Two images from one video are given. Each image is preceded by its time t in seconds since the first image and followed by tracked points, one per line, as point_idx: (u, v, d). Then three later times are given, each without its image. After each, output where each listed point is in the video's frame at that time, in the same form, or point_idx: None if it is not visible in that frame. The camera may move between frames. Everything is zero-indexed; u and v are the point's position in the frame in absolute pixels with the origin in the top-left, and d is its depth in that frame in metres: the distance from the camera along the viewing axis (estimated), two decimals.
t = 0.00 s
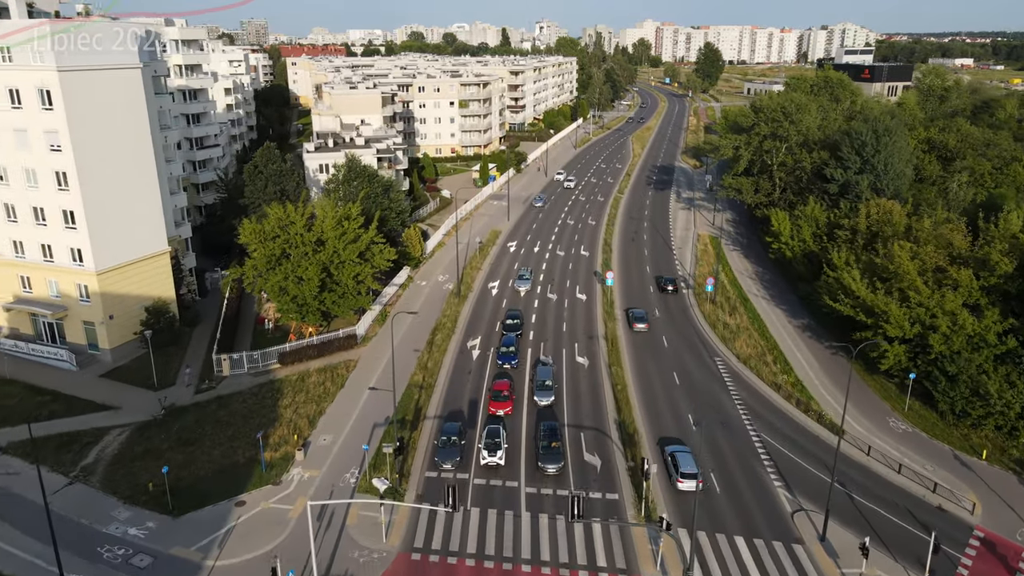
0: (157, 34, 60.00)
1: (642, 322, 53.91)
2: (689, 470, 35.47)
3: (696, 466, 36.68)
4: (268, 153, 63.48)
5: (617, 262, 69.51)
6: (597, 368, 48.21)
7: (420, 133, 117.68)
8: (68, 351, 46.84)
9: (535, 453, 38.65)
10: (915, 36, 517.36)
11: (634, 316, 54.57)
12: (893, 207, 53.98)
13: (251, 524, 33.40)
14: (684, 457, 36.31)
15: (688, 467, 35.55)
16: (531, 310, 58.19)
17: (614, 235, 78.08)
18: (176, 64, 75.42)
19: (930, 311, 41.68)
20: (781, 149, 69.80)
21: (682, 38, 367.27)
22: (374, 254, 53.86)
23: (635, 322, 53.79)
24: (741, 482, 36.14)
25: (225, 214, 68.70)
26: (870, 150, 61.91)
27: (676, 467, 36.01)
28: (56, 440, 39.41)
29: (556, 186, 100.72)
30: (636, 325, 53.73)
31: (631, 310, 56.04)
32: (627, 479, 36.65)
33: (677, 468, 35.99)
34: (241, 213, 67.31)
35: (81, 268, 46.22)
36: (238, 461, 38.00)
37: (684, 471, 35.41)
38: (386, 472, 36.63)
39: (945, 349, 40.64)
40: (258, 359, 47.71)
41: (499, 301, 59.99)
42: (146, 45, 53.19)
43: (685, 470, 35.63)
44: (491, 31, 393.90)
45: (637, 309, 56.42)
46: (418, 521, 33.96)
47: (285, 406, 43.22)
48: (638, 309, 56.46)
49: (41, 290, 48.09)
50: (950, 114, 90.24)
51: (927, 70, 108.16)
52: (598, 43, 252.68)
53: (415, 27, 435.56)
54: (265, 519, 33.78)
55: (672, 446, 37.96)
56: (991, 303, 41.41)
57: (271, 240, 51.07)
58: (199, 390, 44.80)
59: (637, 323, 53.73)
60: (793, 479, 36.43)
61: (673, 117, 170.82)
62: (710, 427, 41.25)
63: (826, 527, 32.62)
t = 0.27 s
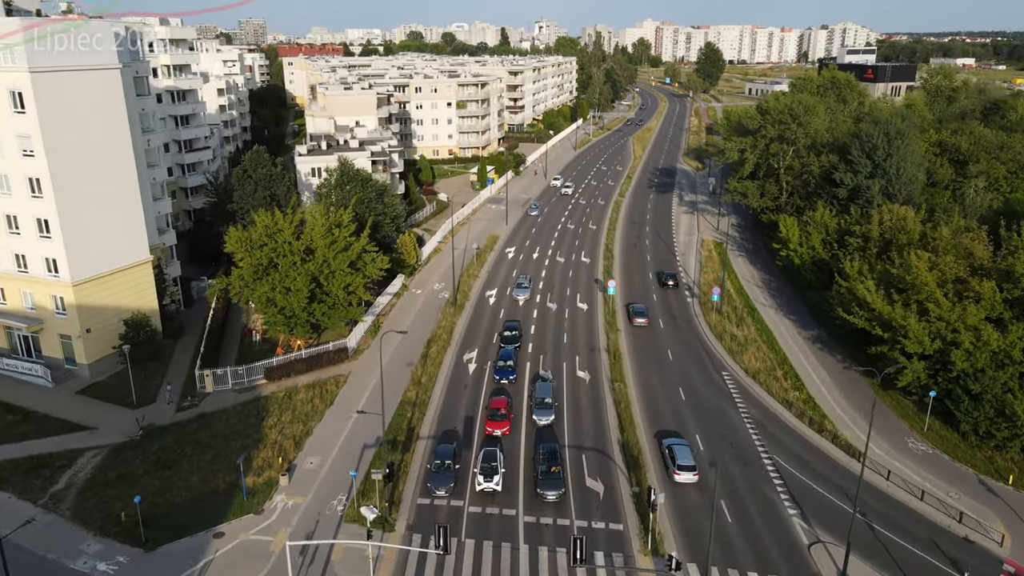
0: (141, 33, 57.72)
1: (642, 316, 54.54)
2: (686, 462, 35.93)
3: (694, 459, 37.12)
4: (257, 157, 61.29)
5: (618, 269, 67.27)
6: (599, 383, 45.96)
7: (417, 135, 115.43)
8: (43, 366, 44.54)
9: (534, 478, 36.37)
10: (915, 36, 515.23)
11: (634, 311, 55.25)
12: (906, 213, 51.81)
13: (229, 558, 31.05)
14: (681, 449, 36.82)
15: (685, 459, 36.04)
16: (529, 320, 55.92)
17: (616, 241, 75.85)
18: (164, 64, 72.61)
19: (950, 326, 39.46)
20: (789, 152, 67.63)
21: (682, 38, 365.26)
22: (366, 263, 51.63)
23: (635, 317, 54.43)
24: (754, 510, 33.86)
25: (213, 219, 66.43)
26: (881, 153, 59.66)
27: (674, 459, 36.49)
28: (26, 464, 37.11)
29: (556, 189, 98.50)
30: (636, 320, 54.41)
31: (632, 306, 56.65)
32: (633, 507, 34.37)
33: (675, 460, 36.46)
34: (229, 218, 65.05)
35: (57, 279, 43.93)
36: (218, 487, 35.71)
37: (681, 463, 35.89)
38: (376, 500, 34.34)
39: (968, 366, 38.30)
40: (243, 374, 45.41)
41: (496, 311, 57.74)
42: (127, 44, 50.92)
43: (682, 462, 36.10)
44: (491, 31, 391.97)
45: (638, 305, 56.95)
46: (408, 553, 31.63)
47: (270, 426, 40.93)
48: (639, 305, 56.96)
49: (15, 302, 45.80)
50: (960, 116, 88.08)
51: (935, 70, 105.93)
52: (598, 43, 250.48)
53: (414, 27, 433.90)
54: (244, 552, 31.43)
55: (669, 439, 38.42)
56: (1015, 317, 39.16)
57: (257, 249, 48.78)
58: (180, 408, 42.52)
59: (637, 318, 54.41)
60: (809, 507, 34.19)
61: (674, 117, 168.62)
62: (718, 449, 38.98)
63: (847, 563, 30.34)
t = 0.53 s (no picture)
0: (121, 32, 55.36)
1: (641, 310, 55.08)
2: (682, 455, 36.55)
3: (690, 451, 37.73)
4: (245, 160, 59.36)
5: (620, 276, 65.05)
6: (600, 401, 43.67)
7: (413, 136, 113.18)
8: (14, 383, 42.18)
9: (532, 506, 34.07)
10: (914, 36, 513.95)
11: (634, 305, 55.91)
12: (920, 219, 49.70)
13: None
14: (678, 442, 37.41)
15: (681, 452, 36.62)
16: (527, 331, 53.63)
17: (617, 246, 73.63)
18: (150, 64, 70.95)
19: (971, 342, 37.38)
20: (795, 155, 65.44)
21: (681, 37, 363.32)
22: (357, 273, 49.36)
23: (635, 311, 55.02)
24: (768, 543, 31.59)
25: (200, 226, 64.06)
26: (893, 157, 57.41)
27: (671, 452, 37.07)
28: None
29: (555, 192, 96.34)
30: (635, 314, 55.07)
31: (631, 300, 57.24)
32: (638, 539, 32.05)
33: (672, 453, 37.02)
34: (216, 224, 62.68)
35: (28, 292, 41.54)
36: (194, 518, 33.38)
37: (677, 456, 36.48)
38: (362, 533, 32.00)
39: (993, 386, 36.01)
40: (226, 392, 43.06)
41: (493, 322, 55.50)
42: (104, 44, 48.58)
43: (678, 455, 36.68)
44: (489, 30, 389.66)
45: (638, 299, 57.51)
46: None
47: (252, 449, 38.58)
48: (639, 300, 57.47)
49: None
50: (969, 118, 85.98)
51: (941, 71, 103.85)
52: (597, 43, 248.18)
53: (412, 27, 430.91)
54: None
55: (666, 432, 38.96)
56: None
57: (240, 260, 46.39)
58: (158, 428, 40.17)
59: (637, 313, 55.08)
60: (826, 538, 31.96)
61: (675, 118, 166.46)
62: (728, 474, 36.70)
63: None
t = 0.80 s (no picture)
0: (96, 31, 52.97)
1: (640, 306, 55.84)
2: (677, 446, 37.07)
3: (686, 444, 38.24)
4: (230, 164, 57.19)
5: (620, 284, 62.80)
6: (601, 420, 41.39)
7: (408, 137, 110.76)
8: None
9: (529, 539, 31.76)
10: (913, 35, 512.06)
11: (634, 302, 56.68)
12: (934, 226, 47.48)
13: None
14: (674, 435, 37.90)
15: (676, 444, 37.12)
16: (524, 344, 51.34)
17: (617, 252, 71.34)
18: (133, 64, 68.68)
19: (995, 360, 35.15)
20: (802, 158, 63.15)
21: (680, 36, 361.19)
22: (345, 284, 47.02)
23: (634, 307, 55.79)
24: None
25: (185, 232, 61.61)
26: (904, 160, 55.18)
27: (666, 444, 37.56)
28: None
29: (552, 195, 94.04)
30: (635, 309, 55.82)
31: (631, 296, 57.88)
32: None
33: (667, 445, 37.54)
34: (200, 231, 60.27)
35: None
36: (164, 553, 31.02)
37: (673, 448, 36.98)
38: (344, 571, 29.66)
39: (1020, 408, 33.77)
40: (205, 412, 40.68)
41: (489, 333, 53.20)
42: (76, 43, 46.28)
43: (674, 447, 37.18)
44: (487, 29, 387.17)
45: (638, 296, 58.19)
46: None
47: (230, 474, 36.23)
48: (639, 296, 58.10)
49: None
50: (977, 119, 83.80)
51: (947, 71, 101.67)
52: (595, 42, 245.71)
53: (409, 27, 428.54)
54: None
55: (663, 426, 39.47)
56: None
57: (221, 272, 43.89)
58: (131, 452, 37.80)
59: (636, 308, 55.81)
60: None
61: (674, 119, 164.25)
62: (737, 501, 34.46)
63: None
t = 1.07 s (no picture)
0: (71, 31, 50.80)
1: (638, 300, 56.63)
2: (672, 439, 37.64)
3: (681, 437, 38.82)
4: (212, 169, 55.09)
5: (619, 292, 60.61)
6: (600, 442, 39.10)
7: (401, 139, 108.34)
8: None
9: None
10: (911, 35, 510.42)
11: (632, 296, 57.44)
12: (949, 234, 45.27)
13: None
14: (669, 428, 38.44)
15: (672, 436, 37.68)
16: (520, 357, 49.04)
17: (616, 259, 69.06)
18: (115, 65, 65.81)
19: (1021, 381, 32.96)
20: (807, 162, 61.17)
21: (677, 36, 359.20)
22: (330, 296, 44.67)
23: (633, 301, 56.53)
24: None
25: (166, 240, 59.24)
26: (916, 165, 53.03)
27: (662, 437, 38.11)
28: None
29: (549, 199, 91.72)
30: (633, 304, 56.63)
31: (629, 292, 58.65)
32: None
33: (662, 438, 38.08)
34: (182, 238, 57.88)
35: None
36: None
37: (668, 440, 37.55)
38: None
39: None
40: (180, 435, 38.28)
41: (483, 346, 50.88)
42: (46, 44, 44.06)
43: (669, 439, 37.75)
44: (483, 29, 384.71)
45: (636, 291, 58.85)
46: None
47: (205, 505, 33.85)
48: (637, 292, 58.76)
49: None
50: (985, 121, 81.67)
51: (952, 71, 99.50)
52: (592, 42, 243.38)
53: (405, 27, 426.23)
54: None
55: (658, 419, 40.01)
56: None
57: (198, 285, 41.53)
58: (100, 479, 35.46)
59: (634, 302, 56.53)
60: None
61: (673, 119, 162.05)
62: (746, 533, 32.20)
63: None
